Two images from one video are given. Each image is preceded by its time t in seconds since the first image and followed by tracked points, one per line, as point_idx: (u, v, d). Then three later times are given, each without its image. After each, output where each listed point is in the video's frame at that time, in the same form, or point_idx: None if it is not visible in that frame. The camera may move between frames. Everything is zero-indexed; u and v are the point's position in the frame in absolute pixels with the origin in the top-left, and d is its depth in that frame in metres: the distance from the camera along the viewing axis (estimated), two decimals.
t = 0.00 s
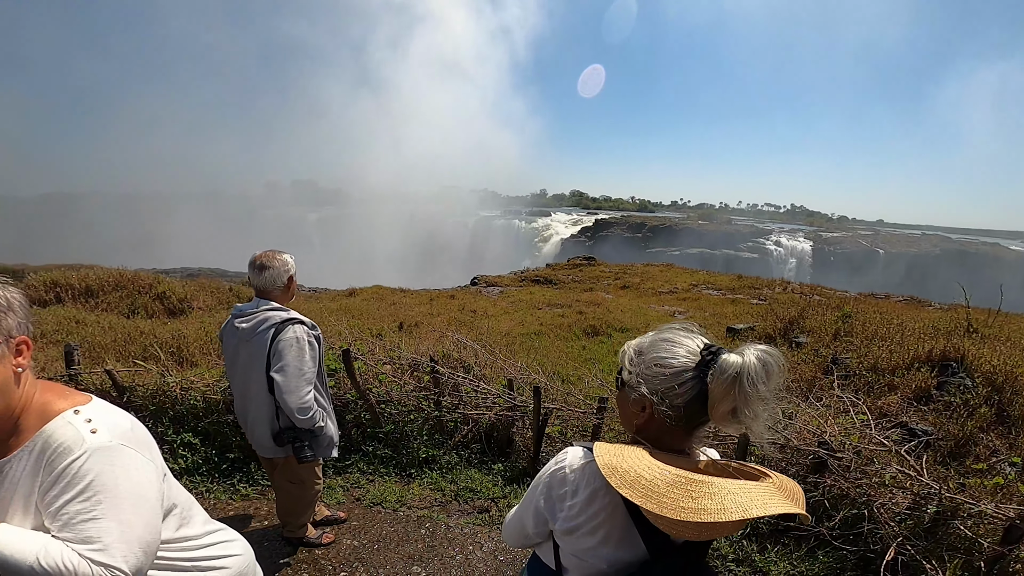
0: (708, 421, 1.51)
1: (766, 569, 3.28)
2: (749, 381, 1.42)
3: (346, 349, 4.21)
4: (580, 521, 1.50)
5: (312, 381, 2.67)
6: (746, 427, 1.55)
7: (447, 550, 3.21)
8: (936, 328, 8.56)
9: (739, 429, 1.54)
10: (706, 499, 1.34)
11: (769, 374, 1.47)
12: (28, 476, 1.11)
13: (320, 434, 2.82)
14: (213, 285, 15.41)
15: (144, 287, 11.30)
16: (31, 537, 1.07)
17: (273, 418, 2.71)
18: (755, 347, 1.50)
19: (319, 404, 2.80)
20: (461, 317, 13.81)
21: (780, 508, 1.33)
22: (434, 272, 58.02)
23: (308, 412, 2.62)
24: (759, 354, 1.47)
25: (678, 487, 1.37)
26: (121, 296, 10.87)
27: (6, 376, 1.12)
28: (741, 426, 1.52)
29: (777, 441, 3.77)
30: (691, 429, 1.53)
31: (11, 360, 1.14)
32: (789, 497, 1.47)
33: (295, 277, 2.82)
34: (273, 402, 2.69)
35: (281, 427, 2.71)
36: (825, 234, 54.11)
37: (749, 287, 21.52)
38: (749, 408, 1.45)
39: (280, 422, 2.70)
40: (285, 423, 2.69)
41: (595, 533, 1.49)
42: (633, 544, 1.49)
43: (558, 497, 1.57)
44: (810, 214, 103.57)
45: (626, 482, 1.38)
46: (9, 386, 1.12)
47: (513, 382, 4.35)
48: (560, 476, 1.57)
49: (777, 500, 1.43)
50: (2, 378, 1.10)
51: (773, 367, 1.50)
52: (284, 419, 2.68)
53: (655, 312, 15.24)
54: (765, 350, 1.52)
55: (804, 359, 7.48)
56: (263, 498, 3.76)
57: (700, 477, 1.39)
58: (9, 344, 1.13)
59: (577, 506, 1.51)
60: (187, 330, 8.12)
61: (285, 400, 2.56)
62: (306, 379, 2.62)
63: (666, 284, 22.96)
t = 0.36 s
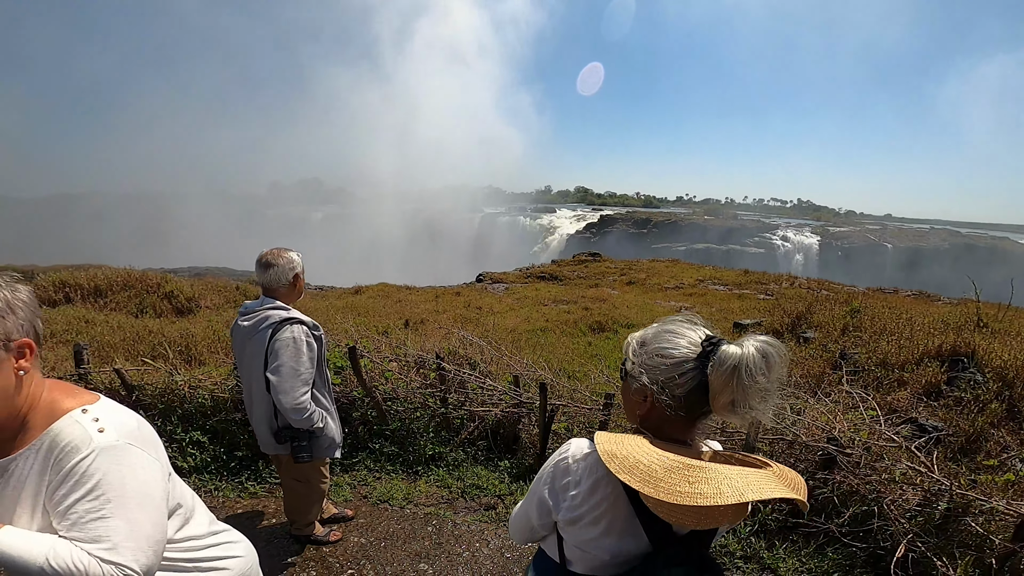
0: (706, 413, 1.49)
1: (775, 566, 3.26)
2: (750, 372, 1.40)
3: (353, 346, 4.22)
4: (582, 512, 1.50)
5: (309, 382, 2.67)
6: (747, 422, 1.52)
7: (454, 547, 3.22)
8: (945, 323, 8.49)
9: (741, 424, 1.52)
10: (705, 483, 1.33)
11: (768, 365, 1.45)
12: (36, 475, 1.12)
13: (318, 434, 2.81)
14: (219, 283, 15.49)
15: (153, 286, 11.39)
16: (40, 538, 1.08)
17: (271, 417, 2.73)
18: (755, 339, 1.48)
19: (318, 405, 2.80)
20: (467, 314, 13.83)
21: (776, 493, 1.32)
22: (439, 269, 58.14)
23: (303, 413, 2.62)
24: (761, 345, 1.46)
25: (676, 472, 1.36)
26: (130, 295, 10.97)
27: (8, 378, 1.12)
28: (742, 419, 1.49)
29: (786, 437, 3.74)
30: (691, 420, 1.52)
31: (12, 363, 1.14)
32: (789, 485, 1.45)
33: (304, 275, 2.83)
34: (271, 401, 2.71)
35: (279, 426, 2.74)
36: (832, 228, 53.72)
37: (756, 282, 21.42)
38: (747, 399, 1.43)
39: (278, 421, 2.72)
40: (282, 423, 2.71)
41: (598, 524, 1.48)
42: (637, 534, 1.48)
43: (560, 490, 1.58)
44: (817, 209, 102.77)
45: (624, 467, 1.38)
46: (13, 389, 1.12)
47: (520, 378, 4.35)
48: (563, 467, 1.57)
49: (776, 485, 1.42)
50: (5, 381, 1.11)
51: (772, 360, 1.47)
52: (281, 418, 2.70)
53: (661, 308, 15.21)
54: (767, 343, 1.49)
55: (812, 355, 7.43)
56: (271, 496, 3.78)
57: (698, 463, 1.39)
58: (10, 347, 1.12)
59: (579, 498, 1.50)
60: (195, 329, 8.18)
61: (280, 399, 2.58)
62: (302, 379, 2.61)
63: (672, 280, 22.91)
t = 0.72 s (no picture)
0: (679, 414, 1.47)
1: (777, 565, 3.25)
2: (714, 375, 1.36)
3: (353, 344, 4.22)
4: (573, 505, 1.50)
5: (304, 382, 2.66)
6: (728, 425, 1.47)
7: (455, 546, 3.22)
8: (950, 320, 8.45)
9: (720, 427, 1.47)
10: (670, 479, 1.31)
11: (737, 369, 1.38)
12: (20, 496, 1.10)
13: (317, 434, 2.81)
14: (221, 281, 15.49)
15: (156, 284, 11.42)
16: (46, 554, 1.06)
17: (270, 416, 2.74)
18: (728, 342, 1.42)
19: (317, 404, 2.80)
20: (469, 311, 13.83)
21: (736, 493, 1.27)
22: (441, 267, 58.16)
23: (298, 412, 2.62)
24: (737, 348, 1.41)
25: (644, 467, 1.36)
26: (133, 294, 11.00)
27: None
28: (717, 423, 1.44)
29: (789, 435, 3.73)
30: (672, 420, 1.51)
31: None
32: (763, 489, 1.39)
33: (303, 272, 2.81)
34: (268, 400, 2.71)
35: (277, 425, 2.74)
36: (835, 226, 53.53)
37: (759, 279, 21.40)
38: (713, 403, 1.39)
39: (276, 420, 2.73)
40: (280, 422, 2.72)
41: (589, 519, 1.48)
42: (628, 531, 1.47)
43: (552, 485, 1.58)
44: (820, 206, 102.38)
45: (596, 459, 1.43)
46: None
47: (521, 376, 4.35)
48: (555, 462, 1.58)
49: (754, 487, 1.36)
50: None
51: (745, 364, 1.39)
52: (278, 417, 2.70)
53: (663, 305, 15.19)
54: (742, 347, 1.42)
55: (815, 352, 7.40)
56: (273, 494, 3.79)
57: (668, 458, 1.38)
58: None
59: (570, 492, 1.51)
60: (197, 327, 8.20)
61: (276, 399, 2.58)
62: (297, 379, 2.61)
63: (674, 277, 22.87)
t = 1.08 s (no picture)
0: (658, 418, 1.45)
1: (781, 563, 3.23)
2: (687, 378, 1.35)
3: (356, 340, 4.22)
4: (560, 505, 1.48)
5: (285, 380, 2.63)
6: (710, 435, 1.43)
7: (457, 543, 3.21)
8: (959, 315, 8.35)
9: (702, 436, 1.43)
10: (643, 489, 1.30)
11: (714, 372, 1.36)
12: None
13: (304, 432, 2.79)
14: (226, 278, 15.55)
15: (161, 281, 11.47)
16: None
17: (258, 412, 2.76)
18: (708, 346, 1.39)
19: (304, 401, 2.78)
20: (473, 307, 13.83)
21: (707, 509, 1.23)
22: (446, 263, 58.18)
23: (281, 409, 2.61)
24: (716, 353, 1.38)
25: (620, 474, 1.35)
26: (139, 291, 11.06)
27: None
28: (698, 431, 1.41)
29: (794, 432, 3.70)
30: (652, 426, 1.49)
31: None
32: (744, 505, 1.33)
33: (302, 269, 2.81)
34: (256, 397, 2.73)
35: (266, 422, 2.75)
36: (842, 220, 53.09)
37: (765, 274, 21.27)
38: (689, 408, 1.36)
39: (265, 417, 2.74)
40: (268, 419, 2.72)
41: (574, 521, 1.46)
42: (615, 535, 1.44)
43: (540, 484, 1.57)
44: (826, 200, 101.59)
45: (574, 463, 1.43)
46: None
47: (524, 372, 4.34)
48: (544, 462, 1.56)
49: (733, 501, 1.32)
50: None
51: (722, 367, 1.37)
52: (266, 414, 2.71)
53: (669, 300, 15.12)
54: (722, 352, 1.39)
55: (821, 347, 7.34)
56: (275, 490, 3.81)
57: (644, 467, 1.36)
58: None
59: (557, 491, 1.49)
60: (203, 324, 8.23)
61: (256, 396, 2.58)
62: (277, 376, 2.59)
63: (680, 272, 22.76)
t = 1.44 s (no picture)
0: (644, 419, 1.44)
1: (796, 564, 3.18)
2: (668, 377, 1.34)
3: (367, 339, 4.25)
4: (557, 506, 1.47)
5: (270, 381, 2.64)
6: (696, 439, 1.40)
7: (467, 542, 3.22)
8: (982, 311, 8.15)
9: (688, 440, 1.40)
10: (622, 495, 1.29)
11: (697, 373, 1.34)
12: None
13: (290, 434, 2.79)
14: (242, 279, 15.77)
15: (179, 282, 11.67)
16: None
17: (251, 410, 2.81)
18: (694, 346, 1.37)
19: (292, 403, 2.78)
20: (485, 306, 13.84)
21: (684, 519, 1.20)
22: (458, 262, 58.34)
23: (263, 408, 2.62)
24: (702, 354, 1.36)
25: (603, 478, 1.35)
26: (157, 292, 11.26)
27: None
28: (683, 435, 1.38)
29: (810, 431, 3.64)
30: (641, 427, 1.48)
31: None
32: (731, 516, 1.28)
33: (309, 269, 2.84)
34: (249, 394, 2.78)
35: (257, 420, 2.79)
36: (859, 215, 52.11)
37: (780, 271, 20.98)
38: (671, 409, 1.35)
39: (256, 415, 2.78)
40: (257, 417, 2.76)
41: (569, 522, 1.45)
42: (612, 539, 1.42)
43: (538, 485, 1.55)
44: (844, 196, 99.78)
45: (560, 463, 1.43)
46: None
47: (535, 371, 4.33)
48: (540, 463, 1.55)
49: (719, 512, 1.27)
50: None
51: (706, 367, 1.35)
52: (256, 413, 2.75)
53: (682, 298, 14.97)
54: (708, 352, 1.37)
55: (838, 345, 7.21)
56: (287, 489, 3.85)
57: (627, 472, 1.34)
58: None
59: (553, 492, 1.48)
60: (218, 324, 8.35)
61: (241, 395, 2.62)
62: (261, 376, 2.61)
63: (693, 269, 22.56)
